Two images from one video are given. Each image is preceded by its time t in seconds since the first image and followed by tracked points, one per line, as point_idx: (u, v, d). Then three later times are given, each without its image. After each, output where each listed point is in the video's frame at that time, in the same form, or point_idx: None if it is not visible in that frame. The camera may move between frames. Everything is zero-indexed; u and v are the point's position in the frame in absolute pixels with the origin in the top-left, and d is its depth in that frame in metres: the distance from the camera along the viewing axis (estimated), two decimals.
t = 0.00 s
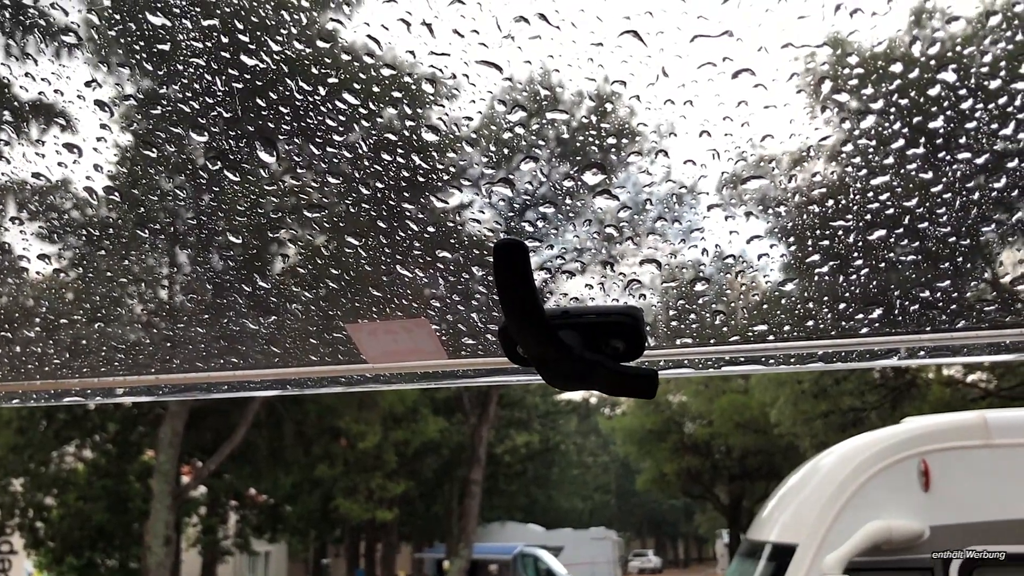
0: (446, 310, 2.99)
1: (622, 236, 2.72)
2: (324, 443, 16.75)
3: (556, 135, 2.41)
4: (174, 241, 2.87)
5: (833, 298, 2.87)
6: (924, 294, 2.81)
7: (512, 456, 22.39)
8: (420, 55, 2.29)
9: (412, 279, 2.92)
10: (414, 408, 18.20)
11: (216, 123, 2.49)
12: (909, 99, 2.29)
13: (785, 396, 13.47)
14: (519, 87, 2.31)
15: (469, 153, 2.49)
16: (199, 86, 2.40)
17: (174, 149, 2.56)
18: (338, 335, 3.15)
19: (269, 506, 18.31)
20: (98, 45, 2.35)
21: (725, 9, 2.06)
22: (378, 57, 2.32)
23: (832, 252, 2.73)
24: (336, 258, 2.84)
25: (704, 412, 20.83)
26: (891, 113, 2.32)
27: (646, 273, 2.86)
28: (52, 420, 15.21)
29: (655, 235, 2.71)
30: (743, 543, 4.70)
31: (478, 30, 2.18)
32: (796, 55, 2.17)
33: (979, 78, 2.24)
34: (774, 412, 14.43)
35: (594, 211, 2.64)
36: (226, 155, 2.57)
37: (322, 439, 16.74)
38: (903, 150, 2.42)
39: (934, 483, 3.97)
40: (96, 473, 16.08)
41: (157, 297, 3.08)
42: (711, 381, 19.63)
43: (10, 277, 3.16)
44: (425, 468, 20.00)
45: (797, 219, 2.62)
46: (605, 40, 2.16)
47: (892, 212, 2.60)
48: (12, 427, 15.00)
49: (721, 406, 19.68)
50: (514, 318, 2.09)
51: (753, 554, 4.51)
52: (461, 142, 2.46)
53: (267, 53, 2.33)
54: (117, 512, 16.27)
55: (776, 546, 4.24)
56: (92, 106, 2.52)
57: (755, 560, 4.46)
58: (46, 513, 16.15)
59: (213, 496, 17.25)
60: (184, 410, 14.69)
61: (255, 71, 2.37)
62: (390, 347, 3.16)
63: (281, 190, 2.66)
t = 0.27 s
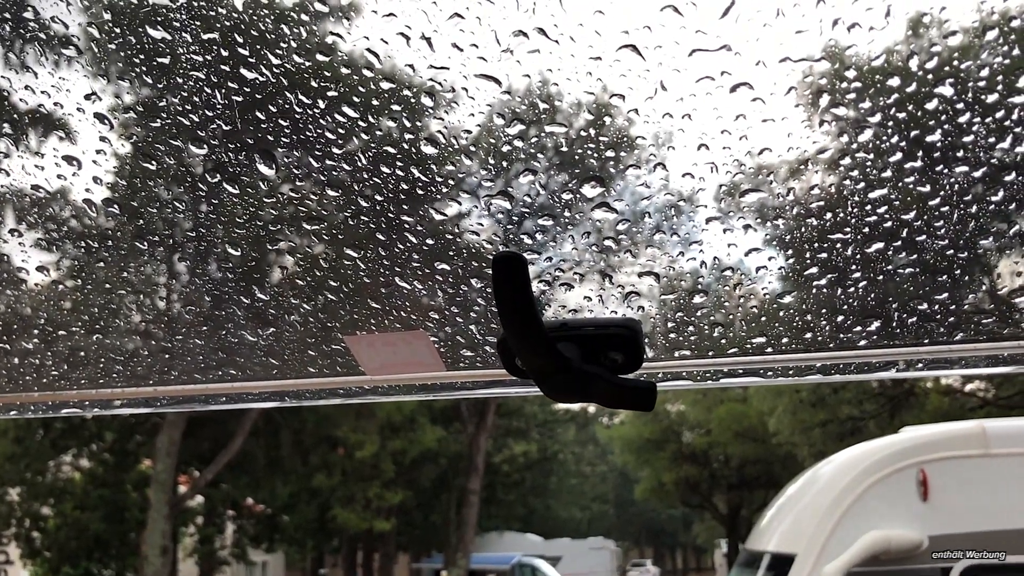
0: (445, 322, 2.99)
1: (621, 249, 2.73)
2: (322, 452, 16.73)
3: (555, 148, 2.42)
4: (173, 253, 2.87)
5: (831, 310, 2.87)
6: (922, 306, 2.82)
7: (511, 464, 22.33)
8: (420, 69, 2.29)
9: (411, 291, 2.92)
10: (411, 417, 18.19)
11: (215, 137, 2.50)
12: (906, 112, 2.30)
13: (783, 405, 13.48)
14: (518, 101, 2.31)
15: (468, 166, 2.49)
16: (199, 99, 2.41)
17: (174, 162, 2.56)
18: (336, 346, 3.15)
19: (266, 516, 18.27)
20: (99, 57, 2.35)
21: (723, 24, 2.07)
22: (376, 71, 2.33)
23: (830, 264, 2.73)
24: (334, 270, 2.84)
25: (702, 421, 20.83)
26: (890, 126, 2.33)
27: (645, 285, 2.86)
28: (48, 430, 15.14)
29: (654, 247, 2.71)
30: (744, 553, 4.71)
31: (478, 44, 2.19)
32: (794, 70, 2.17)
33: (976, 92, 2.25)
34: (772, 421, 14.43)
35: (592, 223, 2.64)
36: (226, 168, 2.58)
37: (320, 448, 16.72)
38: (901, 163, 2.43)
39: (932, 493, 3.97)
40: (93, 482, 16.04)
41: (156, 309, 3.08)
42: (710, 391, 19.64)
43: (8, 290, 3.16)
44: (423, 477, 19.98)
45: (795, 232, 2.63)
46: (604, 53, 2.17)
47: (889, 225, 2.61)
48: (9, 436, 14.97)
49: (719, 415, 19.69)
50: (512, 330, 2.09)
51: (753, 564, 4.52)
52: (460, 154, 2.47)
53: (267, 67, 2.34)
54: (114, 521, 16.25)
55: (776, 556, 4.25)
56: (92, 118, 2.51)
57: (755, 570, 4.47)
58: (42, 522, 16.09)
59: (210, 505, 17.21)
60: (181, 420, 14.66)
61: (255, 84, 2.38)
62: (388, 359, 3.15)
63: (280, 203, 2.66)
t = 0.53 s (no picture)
0: (444, 331, 2.99)
1: (620, 258, 2.73)
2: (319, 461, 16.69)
3: (553, 158, 2.43)
4: (172, 262, 2.88)
5: (829, 320, 2.87)
6: (921, 316, 2.83)
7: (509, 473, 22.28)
8: (420, 79, 2.30)
9: (410, 300, 2.92)
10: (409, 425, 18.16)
11: (215, 147, 2.51)
12: (905, 123, 2.31)
13: (781, 414, 13.46)
14: (517, 112, 2.32)
15: (467, 176, 2.50)
16: (199, 109, 2.41)
17: (173, 171, 2.58)
18: (335, 355, 3.15)
19: (264, 525, 18.22)
20: (99, 67, 2.35)
21: (722, 35, 2.08)
22: (376, 81, 2.32)
23: (828, 274, 2.74)
24: (333, 280, 2.85)
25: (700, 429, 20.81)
26: (888, 137, 2.34)
27: (644, 294, 2.87)
28: (46, 438, 15.17)
29: (653, 257, 2.71)
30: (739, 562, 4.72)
31: (477, 54, 2.20)
32: (793, 81, 2.19)
33: (974, 103, 2.26)
34: (770, 429, 14.39)
35: (591, 233, 2.65)
36: (225, 178, 2.59)
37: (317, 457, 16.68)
38: (899, 174, 2.44)
39: (931, 502, 4.01)
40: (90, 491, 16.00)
41: (154, 318, 3.09)
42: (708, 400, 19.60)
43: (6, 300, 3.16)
44: (421, 486, 19.94)
45: (793, 242, 2.64)
46: (602, 65, 2.18)
47: (888, 236, 2.61)
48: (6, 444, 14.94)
49: (717, 424, 19.66)
50: (510, 340, 2.09)
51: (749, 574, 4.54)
52: (459, 164, 2.48)
53: (267, 77, 2.34)
54: (111, 530, 16.20)
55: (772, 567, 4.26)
56: (91, 128, 2.51)
57: None
58: (38, 531, 16.04)
59: (207, 514, 17.16)
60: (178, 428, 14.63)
61: (255, 94, 2.38)
62: (386, 368, 3.15)
63: (279, 213, 2.66)
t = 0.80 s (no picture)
0: (443, 338, 3.00)
1: (619, 265, 2.74)
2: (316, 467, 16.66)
3: (552, 167, 2.43)
4: (170, 269, 2.88)
5: (828, 327, 2.89)
6: (920, 324, 2.84)
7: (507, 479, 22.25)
8: (419, 88, 2.30)
9: (409, 307, 2.92)
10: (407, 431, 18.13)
11: (214, 155, 2.51)
12: (903, 132, 2.32)
13: (779, 419, 13.46)
14: (516, 120, 2.32)
15: (466, 184, 2.50)
16: (198, 117, 2.42)
17: (173, 179, 2.59)
18: (335, 363, 3.15)
19: (261, 531, 18.18)
20: (98, 75, 2.35)
21: (722, 44, 2.09)
22: (375, 90, 2.32)
23: (827, 282, 2.75)
24: (332, 287, 2.85)
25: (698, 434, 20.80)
26: (887, 145, 2.35)
27: (643, 301, 2.88)
28: (43, 444, 15.13)
29: (652, 264, 2.72)
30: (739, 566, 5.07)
31: (476, 63, 2.20)
32: (792, 90, 2.19)
33: (973, 112, 2.26)
34: (768, 435, 14.38)
35: (589, 241, 2.66)
36: (224, 185, 2.59)
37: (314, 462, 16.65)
38: (898, 182, 2.45)
39: (929, 508, 4.40)
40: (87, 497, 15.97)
41: (153, 326, 3.09)
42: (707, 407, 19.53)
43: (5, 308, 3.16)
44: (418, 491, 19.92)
45: (791, 250, 2.65)
46: (602, 73, 2.18)
47: (887, 243, 2.62)
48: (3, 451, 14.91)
49: (714, 429, 19.66)
50: (510, 347, 2.09)
51: None
52: (458, 173, 2.48)
53: (267, 86, 2.34)
54: (108, 536, 16.17)
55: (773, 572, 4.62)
56: (91, 136, 2.52)
57: None
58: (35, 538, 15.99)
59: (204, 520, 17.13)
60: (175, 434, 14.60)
61: (254, 102, 2.38)
62: (386, 375, 3.16)
63: (278, 220, 2.67)
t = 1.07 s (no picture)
0: (442, 344, 2.99)
1: (618, 271, 2.74)
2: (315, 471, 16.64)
3: (552, 173, 2.43)
4: (169, 274, 2.88)
5: (828, 333, 2.89)
6: (919, 330, 2.84)
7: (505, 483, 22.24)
8: (419, 93, 2.30)
9: (408, 314, 2.92)
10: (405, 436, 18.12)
11: (214, 160, 2.51)
12: (903, 139, 2.32)
13: (778, 423, 13.45)
14: (516, 126, 2.31)
15: (466, 190, 2.50)
16: (198, 123, 2.42)
17: (172, 185, 2.58)
18: (333, 369, 3.15)
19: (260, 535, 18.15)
20: (98, 80, 2.34)
21: (722, 51, 2.09)
22: (375, 96, 2.32)
23: (826, 288, 2.75)
24: (331, 293, 2.85)
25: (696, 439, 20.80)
26: (886, 152, 2.35)
27: (642, 308, 2.88)
28: (41, 449, 15.10)
29: (651, 270, 2.72)
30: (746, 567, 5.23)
31: (476, 69, 2.20)
32: (792, 97, 2.19)
33: (973, 119, 2.26)
34: (767, 439, 14.36)
35: (589, 247, 2.65)
36: (223, 191, 2.59)
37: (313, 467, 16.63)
38: (897, 189, 2.45)
39: (928, 512, 4.53)
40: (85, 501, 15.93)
41: (152, 331, 3.08)
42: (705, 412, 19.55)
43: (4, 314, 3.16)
44: (417, 496, 19.91)
45: (790, 256, 2.65)
46: (602, 79, 2.18)
47: (886, 250, 2.62)
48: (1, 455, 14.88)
49: (713, 433, 19.64)
50: (509, 353, 2.09)
51: None
52: (458, 178, 2.48)
53: (267, 91, 2.34)
54: (106, 541, 16.13)
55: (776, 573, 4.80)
56: (90, 142, 2.52)
57: None
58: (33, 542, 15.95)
59: (202, 525, 17.09)
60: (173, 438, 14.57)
61: (254, 109, 2.38)
62: (385, 382, 3.16)
63: (277, 226, 2.66)
